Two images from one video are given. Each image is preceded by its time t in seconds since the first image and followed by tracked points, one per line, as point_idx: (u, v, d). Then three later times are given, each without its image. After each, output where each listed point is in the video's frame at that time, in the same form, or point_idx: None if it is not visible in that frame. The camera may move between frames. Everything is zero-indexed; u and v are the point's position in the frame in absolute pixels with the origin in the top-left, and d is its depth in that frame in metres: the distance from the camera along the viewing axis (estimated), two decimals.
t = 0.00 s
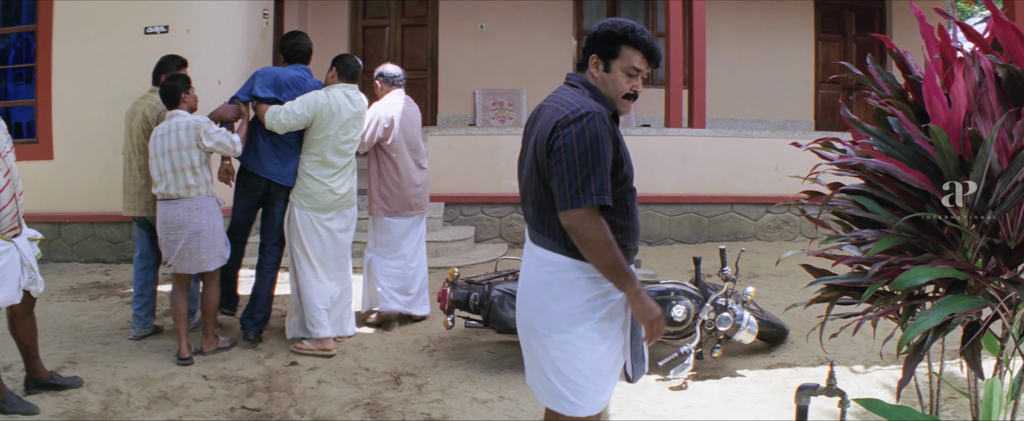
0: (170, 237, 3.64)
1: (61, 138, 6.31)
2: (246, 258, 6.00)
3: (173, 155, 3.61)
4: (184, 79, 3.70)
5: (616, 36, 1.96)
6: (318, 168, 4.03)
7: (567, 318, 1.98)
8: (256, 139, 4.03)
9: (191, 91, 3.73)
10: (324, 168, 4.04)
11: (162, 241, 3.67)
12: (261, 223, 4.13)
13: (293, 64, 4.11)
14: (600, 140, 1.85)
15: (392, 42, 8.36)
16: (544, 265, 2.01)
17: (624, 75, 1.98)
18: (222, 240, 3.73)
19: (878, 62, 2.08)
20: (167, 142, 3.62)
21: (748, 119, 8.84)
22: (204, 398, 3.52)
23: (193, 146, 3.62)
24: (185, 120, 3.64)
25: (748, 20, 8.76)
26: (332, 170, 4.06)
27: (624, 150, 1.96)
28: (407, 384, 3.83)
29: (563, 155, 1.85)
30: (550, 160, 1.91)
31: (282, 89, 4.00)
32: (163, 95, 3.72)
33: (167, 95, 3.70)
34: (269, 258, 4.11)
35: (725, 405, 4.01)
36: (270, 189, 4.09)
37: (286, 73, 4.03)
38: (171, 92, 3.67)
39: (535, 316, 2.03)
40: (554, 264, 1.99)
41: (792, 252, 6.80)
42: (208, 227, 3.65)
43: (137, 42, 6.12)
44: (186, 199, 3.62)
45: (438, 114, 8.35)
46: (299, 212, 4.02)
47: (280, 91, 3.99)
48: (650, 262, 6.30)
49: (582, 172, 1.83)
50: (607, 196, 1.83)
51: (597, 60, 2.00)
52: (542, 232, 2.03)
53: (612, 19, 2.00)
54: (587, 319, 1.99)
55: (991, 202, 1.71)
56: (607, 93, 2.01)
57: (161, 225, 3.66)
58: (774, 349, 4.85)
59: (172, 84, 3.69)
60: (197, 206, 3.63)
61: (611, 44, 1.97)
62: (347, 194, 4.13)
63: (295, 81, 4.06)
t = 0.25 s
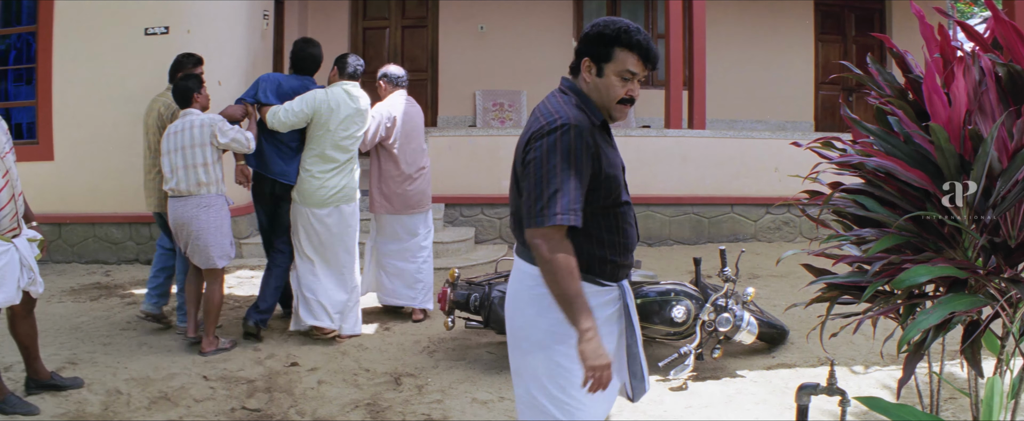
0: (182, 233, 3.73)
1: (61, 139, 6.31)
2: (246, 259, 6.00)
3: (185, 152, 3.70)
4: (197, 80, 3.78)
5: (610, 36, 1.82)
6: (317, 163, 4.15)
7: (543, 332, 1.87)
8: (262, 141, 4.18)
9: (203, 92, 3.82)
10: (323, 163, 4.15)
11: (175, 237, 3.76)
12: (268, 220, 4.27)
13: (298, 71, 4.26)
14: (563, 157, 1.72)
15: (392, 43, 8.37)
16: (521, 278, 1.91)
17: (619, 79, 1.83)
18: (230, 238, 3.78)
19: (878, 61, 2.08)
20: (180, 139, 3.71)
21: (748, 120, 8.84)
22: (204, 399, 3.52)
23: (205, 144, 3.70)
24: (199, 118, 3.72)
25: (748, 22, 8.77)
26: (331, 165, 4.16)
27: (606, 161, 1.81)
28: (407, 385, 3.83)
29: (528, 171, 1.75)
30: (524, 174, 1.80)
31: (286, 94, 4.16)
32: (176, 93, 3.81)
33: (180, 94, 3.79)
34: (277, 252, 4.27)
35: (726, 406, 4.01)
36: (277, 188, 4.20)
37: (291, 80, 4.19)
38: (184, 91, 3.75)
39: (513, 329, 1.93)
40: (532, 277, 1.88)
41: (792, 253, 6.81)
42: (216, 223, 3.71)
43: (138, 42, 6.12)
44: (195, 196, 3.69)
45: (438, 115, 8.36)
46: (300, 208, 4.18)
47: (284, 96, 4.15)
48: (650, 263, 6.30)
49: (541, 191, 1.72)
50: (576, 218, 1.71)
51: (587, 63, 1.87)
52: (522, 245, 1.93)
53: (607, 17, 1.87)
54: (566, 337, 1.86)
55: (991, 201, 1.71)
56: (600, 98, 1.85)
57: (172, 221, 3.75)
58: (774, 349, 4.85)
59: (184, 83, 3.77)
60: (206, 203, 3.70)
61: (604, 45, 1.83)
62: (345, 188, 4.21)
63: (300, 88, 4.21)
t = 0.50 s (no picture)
0: (188, 231, 3.82)
1: (60, 140, 6.31)
2: (245, 260, 5.99)
3: (190, 152, 3.80)
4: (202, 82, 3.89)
5: (597, 33, 1.75)
6: (310, 165, 4.24)
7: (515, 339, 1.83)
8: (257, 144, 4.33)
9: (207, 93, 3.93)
10: (316, 164, 4.23)
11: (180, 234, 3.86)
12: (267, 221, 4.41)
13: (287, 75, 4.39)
14: (519, 164, 1.64)
15: (391, 44, 8.39)
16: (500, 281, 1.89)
17: (607, 77, 1.76)
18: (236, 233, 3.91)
19: (876, 60, 2.09)
20: (184, 139, 3.80)
21: (747, 121, 8.85)
22: (202, 399, 3.51)
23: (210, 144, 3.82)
24: (203, 118, 3.84)
25: (746, 23, 8.78)
26: (324, 165, 4.24)
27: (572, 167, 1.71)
28: (406, 385, 3.83)
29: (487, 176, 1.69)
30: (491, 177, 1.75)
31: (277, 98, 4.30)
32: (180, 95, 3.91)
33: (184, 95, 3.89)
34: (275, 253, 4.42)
35: (725, 406, 4.02)
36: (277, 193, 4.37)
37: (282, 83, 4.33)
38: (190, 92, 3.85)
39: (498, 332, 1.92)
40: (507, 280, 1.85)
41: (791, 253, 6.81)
42: (222, 221, 3.83)
43: (136, 43, 6.12)
44: (201, 194, 3.80)
45: (437, 116, 8.36)
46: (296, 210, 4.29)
47: (275, 100, 4.30)
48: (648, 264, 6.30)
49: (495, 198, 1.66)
50: (529, 223, 1.63)
51: (575, 60, 1.80)
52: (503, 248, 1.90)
53: (594, 12, 1.79)
54: (539, 344, 1.81)
55: (989, 199, 1.71)
56: (589, 98, 1.80)
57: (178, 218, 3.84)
58: (772, 350, 4.86)
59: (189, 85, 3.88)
60: (212, 201, 3.81)
61: (589, 43, 1.76)
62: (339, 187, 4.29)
63: (290, 90, 4.35)
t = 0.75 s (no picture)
0: (186, 223, 4.00)
1: (58, 139, 6.31)
2: (243, 259, 5.99)
3: (189, 147, 3.97)
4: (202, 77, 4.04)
5: (601, 29, 1.73)
6: (305, 161, 4.32)
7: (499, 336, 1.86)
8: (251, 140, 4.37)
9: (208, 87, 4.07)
10: (310, 161, 4.32)
11: (179, 226, 4.03)
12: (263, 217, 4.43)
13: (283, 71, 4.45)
14: (481, 164, 1.70)
15: (389, 44, 8.40)
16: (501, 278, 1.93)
17: (609, 76, 1.73)
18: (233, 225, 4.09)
19: (873, 55, 2.10)
20: (184, 134, 3.98)
21: (744, 121, 8.86)
22: (200, 397, 3.51)
23: (208, 138, 3.98)
24: (201, 114, 4.00)
25: (743, 23, 8.79)
26: (318, 163, 4.33)
27: (541, 170, 1.70)
28: (403, 383, 3.83)
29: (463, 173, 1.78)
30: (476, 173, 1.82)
31: (272, 93, 4.35)
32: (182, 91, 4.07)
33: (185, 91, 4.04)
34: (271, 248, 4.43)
35: (722, 404, 4.02)
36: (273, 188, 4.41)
37: (278, 79, 4.39)
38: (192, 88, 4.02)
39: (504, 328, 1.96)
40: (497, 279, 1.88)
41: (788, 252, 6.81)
42: (220, 213, 4.02)
43: (134, 42, 6.12)
44: (200, 187, 3.98)
45: (434, 116, 8.36)
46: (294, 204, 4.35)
47: (270, 95, 4.35)
48: (646, 263, 6.30)
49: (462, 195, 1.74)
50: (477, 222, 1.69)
51: (576, 59, 1.78)
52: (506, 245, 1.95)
53: (598, 9, 1.77)
54: (516, 345, 1.80)
55: (986, 193, 1.72)
56: (591, 97, 1.76)
57: (177, 210, 4.02)
58: (770, 348, 4.86)
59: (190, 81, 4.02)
60: (210, 194, 3.99)
61: (590, 39, 1.74)
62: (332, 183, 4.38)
63: (285, 86, 4.40)
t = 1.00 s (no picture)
0: (186, 220, 4.07)
1: (53, 139, 6.29)
2: (238, 259, 5.98)
3: (192, 145, 4.06)
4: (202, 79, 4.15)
5: (621, 25, 1.65)
6: (307, 161, 4.35)
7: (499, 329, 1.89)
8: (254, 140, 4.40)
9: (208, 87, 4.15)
10: (312, 160, 4.35)
11: (178, 223, 4.10)
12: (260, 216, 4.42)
13: (283, 70, 4.47)
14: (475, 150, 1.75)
15: (384, 45, 8.40)
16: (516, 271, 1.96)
17: (626, 76, 1.64)
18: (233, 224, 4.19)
19: (867, 50, 2.10)
20: (187, 133, 4.07)
21: (740, 122, 8.87)
22: (196, 396, 3.50)
23: (211, 138, 4.08)
24: (204, 113, 4.08)
25: (738, 24, 8.80)
26: (320, 162, 4.37)
27: (527, 164, 1.71)
28: (399, 382, 3.82)
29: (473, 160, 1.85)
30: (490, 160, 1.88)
31: (273, 93, 4.38)
32: (184, 91, 4.16)
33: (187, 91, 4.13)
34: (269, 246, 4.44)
35: (718, 402, 4.03)
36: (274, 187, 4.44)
37: (279, 79, 4.42)
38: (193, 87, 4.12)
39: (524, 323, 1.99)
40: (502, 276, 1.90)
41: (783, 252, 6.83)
42: (222, 211, 4.11)
43: (129, 42, 6.10)
44: (203, 186, 4.06)
45: (430, 117, 8.37)
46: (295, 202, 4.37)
47: (272, 96, 4.38)
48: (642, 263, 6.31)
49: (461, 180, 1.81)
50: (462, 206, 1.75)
51: (593, 55, 1.70)
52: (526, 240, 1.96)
53: (623, 5, 1.69)
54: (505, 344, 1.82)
55: (980, 185, 1.73)
56: (609, 97, 1.67)
57: (177, 207, 4.09)
58: (765, 347, 4.87)
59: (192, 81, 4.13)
60: (212, 192, 4.08)
61: (609, 36, 1.66)
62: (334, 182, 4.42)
63: (286, 86, 4.42)
